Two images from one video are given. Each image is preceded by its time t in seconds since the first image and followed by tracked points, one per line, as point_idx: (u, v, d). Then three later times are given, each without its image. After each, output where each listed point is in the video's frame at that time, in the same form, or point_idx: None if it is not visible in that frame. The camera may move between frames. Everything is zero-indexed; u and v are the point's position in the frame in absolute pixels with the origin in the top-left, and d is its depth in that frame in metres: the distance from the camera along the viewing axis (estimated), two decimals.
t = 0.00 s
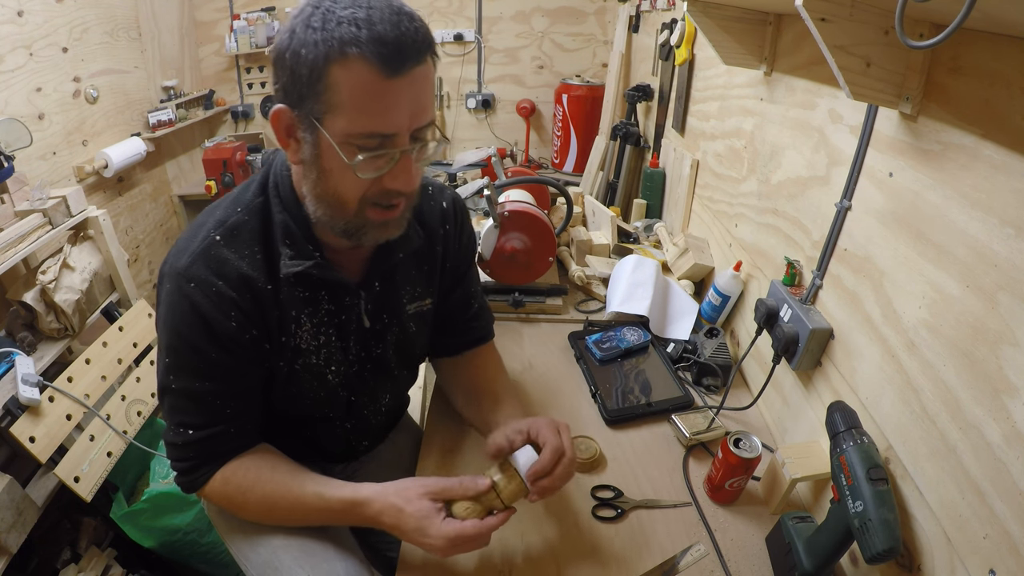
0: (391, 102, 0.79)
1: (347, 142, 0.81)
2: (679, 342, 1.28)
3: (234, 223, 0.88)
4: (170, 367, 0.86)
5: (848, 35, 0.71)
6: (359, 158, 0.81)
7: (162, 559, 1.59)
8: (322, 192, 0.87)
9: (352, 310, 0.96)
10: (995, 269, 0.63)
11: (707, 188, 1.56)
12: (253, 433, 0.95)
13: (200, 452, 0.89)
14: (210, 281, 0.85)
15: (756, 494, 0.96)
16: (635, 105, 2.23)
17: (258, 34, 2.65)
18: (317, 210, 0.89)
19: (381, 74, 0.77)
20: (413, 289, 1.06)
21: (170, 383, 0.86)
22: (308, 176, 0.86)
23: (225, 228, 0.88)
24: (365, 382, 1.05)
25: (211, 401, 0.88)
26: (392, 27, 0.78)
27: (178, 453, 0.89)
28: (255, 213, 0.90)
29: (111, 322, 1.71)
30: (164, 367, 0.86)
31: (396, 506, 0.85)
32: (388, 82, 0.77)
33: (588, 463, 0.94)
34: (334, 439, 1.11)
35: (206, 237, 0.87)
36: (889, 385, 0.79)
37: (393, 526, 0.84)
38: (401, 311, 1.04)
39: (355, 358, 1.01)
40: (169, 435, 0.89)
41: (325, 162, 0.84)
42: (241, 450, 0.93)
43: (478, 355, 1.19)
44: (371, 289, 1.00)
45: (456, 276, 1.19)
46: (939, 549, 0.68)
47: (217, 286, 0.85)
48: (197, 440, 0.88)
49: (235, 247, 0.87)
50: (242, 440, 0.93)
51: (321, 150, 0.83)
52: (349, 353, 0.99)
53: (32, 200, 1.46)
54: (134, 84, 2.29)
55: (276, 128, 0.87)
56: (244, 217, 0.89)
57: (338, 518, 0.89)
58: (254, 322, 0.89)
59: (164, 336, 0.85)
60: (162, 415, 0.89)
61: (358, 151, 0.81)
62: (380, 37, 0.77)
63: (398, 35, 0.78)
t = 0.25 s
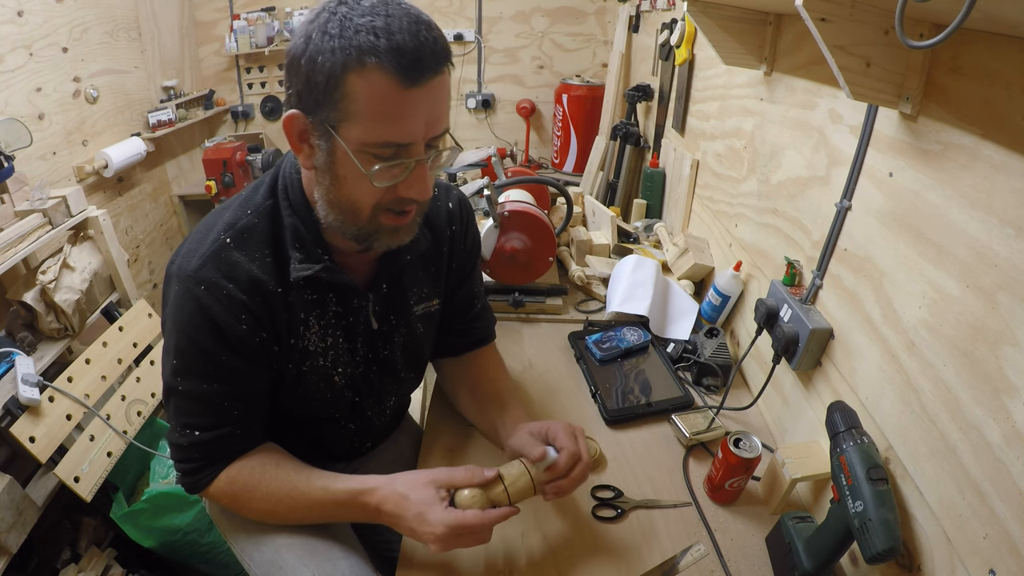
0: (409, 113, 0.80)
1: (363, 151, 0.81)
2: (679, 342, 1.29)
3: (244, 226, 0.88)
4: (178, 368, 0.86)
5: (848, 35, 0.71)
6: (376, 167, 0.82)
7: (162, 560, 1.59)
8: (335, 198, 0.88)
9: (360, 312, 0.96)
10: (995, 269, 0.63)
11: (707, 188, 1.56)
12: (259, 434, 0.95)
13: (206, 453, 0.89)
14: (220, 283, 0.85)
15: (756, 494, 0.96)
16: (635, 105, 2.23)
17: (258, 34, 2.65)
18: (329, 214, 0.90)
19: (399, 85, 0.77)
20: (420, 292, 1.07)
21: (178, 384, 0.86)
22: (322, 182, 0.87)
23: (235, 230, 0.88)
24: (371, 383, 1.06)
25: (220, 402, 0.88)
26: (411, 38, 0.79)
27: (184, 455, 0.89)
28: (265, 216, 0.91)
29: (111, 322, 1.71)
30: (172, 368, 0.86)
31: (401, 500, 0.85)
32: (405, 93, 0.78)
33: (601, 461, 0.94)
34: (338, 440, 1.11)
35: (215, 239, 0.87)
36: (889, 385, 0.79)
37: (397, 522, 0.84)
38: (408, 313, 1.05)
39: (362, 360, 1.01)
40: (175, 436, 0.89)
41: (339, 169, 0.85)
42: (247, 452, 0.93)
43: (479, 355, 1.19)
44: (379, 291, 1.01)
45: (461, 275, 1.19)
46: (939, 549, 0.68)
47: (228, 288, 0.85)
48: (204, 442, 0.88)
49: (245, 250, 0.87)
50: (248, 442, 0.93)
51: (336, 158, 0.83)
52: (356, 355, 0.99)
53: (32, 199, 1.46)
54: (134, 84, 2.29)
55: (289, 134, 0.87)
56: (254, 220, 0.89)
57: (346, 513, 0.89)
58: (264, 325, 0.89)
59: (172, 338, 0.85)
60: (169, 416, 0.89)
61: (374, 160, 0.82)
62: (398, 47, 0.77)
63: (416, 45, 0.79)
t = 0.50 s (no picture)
0: (422, 113, 0.80)
1: (377, 151, 0.82)
2: (679, 342, 1.29)
3: (249, 225, 0.89)
4: (181, 366, 0.86)
5: (848, 35, 0.71)
6: (392, 168, 0.83)
7: (162, 559, 1.59)
8: (347, 198, 0.88)
9: (364, 312, 0.96)
10: (995, 269, 0.63)
11: (707, 188, 1.56)
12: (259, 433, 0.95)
13: (207, 450, 0.89)
14: (223, 282, 0.85)
15: (756, 494, 0.96)
16: (635, 105, 2.23)
17: (258, 34, 2.65)
18: (340, 214, 0.90)
19: (413, 86, 0.78)
20: (423, 292, 1.07)
21: (181, 381, 0.86)
22: (333, 182, 0.87)
23: (240, 229, 0.88)
24: (374, 383, 1.06)
25: (222, 400, 0.88)
26: (423, 39, 0.79)
27: (186, 451, 0.89)
28: (270, 215, 0.91)
29: (111, 322, 1.71)
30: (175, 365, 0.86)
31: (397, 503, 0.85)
32: (420, 94, 0.79)
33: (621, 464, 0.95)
34: (340, 438, 1.11)
35: (221, 238, 0.87)
36: (889, 385, 0.79)
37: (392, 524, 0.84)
38: (412, 312, 1.05)
39: (366, 360, 1.02)
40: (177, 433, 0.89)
41: (352, 170, 0.85)
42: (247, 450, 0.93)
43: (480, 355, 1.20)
44: (382, 291, 1.01)
45: (463, 274, 1.20)
46: (939, 549, 0.68)
47: (231, 287, 0.85)
48: (205, 439, 0.88)
49: (250, 249, 0.87)
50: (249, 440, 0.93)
51: (349, 159, 0.84)
52: (360, 354, 0.99)
53: (32, 200, 1.46)
54: (134, 84, 2.29)
55: (298, 135, 0.87)
56: (259, 220, 0.89)
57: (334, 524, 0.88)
58: (268, 324, 0.89)
59: (176, 336, 0.86)
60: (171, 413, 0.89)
61: (389, 161, 0.83)
62: (411, 48, 0.78)
63: (428, 46, 0.79)
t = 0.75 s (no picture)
0: (442, 100, 0.81)
1: (398, 140, 0.82)
2: (679, 342, 1.29)
3: (253, 219, 0.89)
4: (182, 358, 0.85)
5: (848, 35, 0.71)
6: (413, 156, 0.83)
7: (162, 559, 1.59)
8: (364, 190, 0.88)
9: (367, 308, 0.97)
10: (995, 269, 0.63)
11: (707, 188, 1.56)
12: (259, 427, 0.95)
13: (206, 443, 0.88)
14: (226, 274, 0.85)
15: (757, 494, 0.97)
16: (635, 105, 2.23)
17: (258, 34, 2.65)
18: (353, 205, 0.90)
19: (434, 74, 0.79)
20: (426, 288, 1.08)
21: (180, 373, 0.86)
22: (350, 174, 0.87)
23: (244, 223, 0.88)
24: (376, 380, 1.06)
25: (222, 393, 0.88)
26: (440, 29, 0.80)
27: (185, 444, 0.88)
28: (274, 210, 0.91)
29: (111, 322, 1.71)
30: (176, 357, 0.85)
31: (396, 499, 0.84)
32: (439, 82, 0.80)
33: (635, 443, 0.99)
34: (341, 436, 1.12)
35: (225, 231, 0.87)
36: (889, 385, 0.79)
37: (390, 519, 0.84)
38: (414, 309, 1.06)
39: (369, 356, 1.02)
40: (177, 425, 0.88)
41: (371, 161, 0.85)
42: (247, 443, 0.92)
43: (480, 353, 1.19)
44: (385, 287, 1.02)
45: (465, 271, 1.21)
46: (939, 549, 0.68)
47: (235, 279, 0.85)
48: (206, 432, 0.88)
49: (254, 243, 0.87)
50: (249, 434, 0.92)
51: (368, 149, 0.84)
52: (364, 350, 1.00)
53: (32, 200, 1.46)
54: (134, 84, 2.29)
55: (310, 130, 0.87)
56: (264, 214, 0.89)
57: (323, 527, 0.87)
58: (271, 318, 0.89)
59: (177, 328, 0.85)
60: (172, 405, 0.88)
61: (409, 149, 0.83)
62: (429, 39, 0.78)
63: (444, 35, 0.80)
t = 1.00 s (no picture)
0: (448, 88, 0.82)
1: (406, 127, 0.83)
2: (679, 342, 1.29)
3: (264, 210, 0.88)
4: (221, 349, 0.83)
5: (847, 35, 0.71)
6: (421, 141, 0.84)
7: (162, 559, 1.59)
8: (371, 178, 0.88)
9: (371, 300, 0.97)
10: (995, 269, 0.63)
11: (707, 188, 1.56)
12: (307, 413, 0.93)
13: (268, 435, 0.86)
14: (252, 261, 0.84)
15: (756, 494, 0.97)
16: (636, 105, 2.23)
17: (258, 33, 2.65)
18: (360, 195, 0.90)
19: (441, 62, 0.80)
20: (428, 283, 1.08)
21: (226, 365, 0.83)
22: (357, 163, 0.87)
23: (257, 214, 0.88)
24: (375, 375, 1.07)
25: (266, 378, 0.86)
26: (445, 19, 0.81)
27: (247, 443, 0.86)
28: (283, 201, 0.91)
29: (111, 322, 1.71)
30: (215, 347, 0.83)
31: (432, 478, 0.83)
32: (446, 70, 0.81)
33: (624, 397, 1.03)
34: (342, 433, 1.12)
35: (239, 221, 0.86)
36: (889, 385, 0.79)
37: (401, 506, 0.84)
38: (416, 303, 1.06)
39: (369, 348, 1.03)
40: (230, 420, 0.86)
41: (379, 149, 0.85)
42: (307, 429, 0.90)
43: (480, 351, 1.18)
44: (387, 280, 1.02)
45: (465, 269, 1.21)
46: (938, 549, 0.68)
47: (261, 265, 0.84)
48: (267, 421, 0.86)
49: (270, 232, 0.87)
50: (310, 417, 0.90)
51: (375, 137, 0.84)
52: (365, 344, 1.01)
53: (32, 200, 1.46)
54: (134, 84, 2.29)
55: (315, 120, 0.87)
56: (274, 205, 0.89)
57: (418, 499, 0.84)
58: (295, 304, 0.89)
59: (209, 322, 0.83)
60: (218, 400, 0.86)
61: (416, 135, 0.84)
62: (436, 28, 0.80)
63: (449, 24, 0.81)
